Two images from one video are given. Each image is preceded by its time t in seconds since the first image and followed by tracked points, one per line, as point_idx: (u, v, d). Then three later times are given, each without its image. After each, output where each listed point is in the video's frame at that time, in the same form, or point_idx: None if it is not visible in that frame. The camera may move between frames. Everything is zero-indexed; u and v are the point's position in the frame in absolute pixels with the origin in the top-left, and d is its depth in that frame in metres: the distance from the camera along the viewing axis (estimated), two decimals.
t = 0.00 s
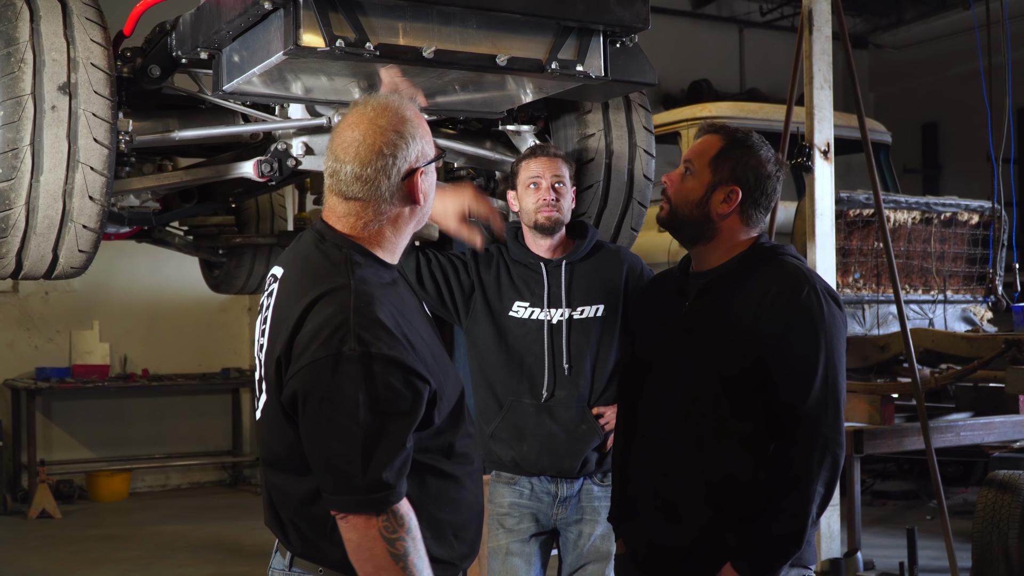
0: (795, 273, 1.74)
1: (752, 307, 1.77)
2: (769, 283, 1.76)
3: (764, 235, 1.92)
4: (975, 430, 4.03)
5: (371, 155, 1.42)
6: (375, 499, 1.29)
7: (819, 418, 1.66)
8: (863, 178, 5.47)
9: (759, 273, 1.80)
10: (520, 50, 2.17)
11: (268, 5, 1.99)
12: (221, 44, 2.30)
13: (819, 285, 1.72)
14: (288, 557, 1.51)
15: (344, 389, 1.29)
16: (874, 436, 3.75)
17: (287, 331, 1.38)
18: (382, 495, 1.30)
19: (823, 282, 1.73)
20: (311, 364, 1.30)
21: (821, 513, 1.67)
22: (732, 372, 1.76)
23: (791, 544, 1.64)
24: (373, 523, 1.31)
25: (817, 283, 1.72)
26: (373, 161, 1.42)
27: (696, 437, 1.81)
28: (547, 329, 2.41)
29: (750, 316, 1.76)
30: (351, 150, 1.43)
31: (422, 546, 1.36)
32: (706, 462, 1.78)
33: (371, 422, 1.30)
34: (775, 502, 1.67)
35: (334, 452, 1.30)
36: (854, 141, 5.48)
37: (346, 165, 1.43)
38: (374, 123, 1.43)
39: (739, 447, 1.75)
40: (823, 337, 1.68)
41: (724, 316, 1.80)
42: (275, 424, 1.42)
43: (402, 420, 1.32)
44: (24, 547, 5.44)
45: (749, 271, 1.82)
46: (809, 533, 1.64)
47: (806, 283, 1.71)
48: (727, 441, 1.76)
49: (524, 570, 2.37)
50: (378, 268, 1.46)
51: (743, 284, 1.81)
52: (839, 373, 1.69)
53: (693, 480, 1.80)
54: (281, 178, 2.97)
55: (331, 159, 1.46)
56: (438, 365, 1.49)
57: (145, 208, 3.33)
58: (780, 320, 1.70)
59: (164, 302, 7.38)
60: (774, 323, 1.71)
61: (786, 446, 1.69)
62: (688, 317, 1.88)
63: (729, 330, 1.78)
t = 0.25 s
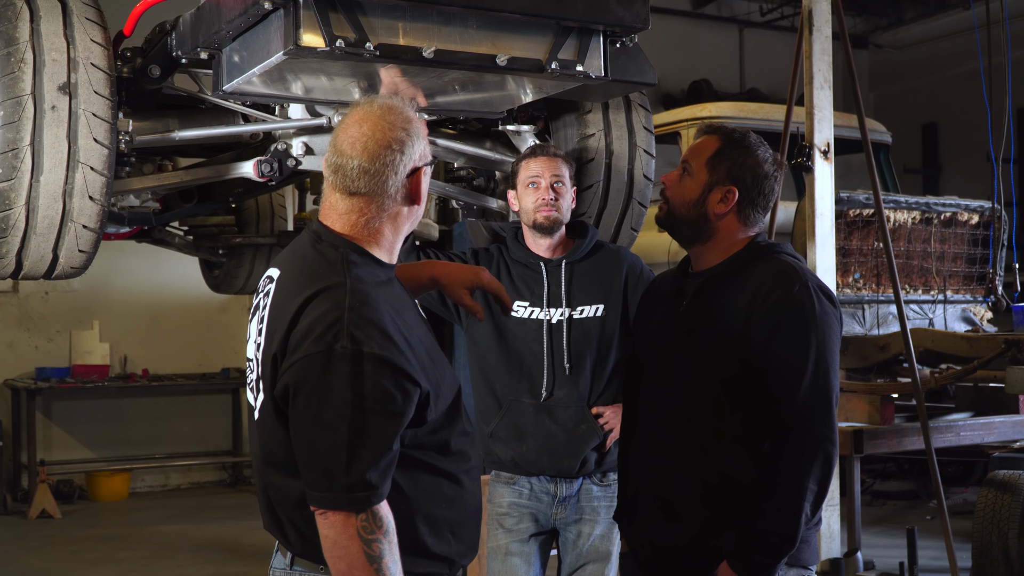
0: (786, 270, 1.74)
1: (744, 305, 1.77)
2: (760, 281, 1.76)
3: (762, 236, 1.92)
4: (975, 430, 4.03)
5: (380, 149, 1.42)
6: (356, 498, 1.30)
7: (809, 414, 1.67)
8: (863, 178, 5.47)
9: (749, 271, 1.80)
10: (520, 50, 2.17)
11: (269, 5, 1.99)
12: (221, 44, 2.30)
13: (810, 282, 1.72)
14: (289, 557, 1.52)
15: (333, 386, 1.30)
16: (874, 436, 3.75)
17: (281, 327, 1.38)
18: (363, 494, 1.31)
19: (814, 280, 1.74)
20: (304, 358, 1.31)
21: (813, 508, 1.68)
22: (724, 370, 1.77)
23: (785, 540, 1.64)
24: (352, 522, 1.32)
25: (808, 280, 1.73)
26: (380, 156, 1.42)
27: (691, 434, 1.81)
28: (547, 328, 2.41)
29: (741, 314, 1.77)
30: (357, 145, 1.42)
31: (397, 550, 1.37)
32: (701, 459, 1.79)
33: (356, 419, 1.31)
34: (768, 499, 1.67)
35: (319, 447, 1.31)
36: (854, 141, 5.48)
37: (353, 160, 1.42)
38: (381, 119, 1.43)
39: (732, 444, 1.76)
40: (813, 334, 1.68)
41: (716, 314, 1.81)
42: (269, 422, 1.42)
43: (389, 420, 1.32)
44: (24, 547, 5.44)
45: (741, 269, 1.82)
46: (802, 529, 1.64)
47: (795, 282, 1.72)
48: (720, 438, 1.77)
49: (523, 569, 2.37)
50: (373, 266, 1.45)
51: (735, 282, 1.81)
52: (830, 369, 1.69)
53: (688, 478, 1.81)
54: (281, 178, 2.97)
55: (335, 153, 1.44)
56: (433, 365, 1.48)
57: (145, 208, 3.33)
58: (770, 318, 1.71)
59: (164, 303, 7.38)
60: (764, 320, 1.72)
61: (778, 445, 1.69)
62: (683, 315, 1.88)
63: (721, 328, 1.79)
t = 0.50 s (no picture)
0: (781, 272, 1.74)
1: (740, 306, 1.77)
2: (756, 281, 1.76)
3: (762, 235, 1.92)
4: (975, 430, 4.03)
5: (382, 147, 1.42)
6: (367, 500, 1.31)
7: (803, 414, 1.65)
8: (863, 178, 5.47)
9: (747, 272, 1.80)
10: (520, 50, 2.17)
11: (269, 5, 1.99)
12: (221, 44, 2.30)
13: (804, 284, 1.71)
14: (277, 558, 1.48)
15: (340, 389, 1.30)
16: (874, 436, 3.75)
17: (284, 330, 1.37)
18: (373, 496, 1.31)
19: (810, 280, 1.73)
20: (309, 362, 1.30)
21: (809, 512, 1.65)
22: (721, 370, 1.77)
23: (777, 542, 1.63)
24: (362, 524, 1.32)
25: (803, 281, 1.72)
26: (383, 153, 1.42)
27: (689, 435, 1.81)
28: (548, 328, 2.41)
29: (738, 314, 1.77)
30: (359, 142, 1.42)
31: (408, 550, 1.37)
32: (699, 460, 1.79)
33: (364, 422, 1.31)
34: (762, 501, 1.66)
35: (328, 450, 1.30)
36: (854, 141, 5.48)
37: (355, 156, 1.41)
38: (384, 117, 1.43)
39: (729, 444, 1.75)
40: (807, 333, 1.67)
41: (714, 315, 1.81)
42: (265, 423, 1.41)
43: (396, 422, 1.32)
44: (24, 547, 5.44)
45: (740, 269, 1.82)
46: (795, 531, 1.63)
47: (791, 283, 1.71)
48: (717, 438, 1.77)
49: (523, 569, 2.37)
50: (371, 265, 1.45)
51: (733, 282, 1.81)
52: (825, 370, 1.67)
53: (687, 477, 1.81)
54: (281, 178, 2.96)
55: (338, 149, 1.43)
56: (431, 364, 1.49)
57: (145, 209, 3.33)
58: (765, 318, 1.71)
59: (164, 302, 7.38)
60: (759, 321, 1.71)
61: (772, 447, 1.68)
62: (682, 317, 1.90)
63: (718, 329, 1.79)
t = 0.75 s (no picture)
0: (776, 274, 1.74)
1: (735, 307, 1.76)
2: (750, 283, 1.76)
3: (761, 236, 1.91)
4: (975, 430, 4.03)
5: (384, 144, 1.38)
6: (402, 502, 1.30)
7: (790, 419, 1.65)
8: (863, 178, 5.48)
9: (742, 274, 1.80)
10: (520, 50, 2.17)
11: (269, 5, 1.99)
12: (221, 44, 2.30)
13: (796, 287, 1.70)
14: (248, 559, 1.48)
15: (368, 390, 1.29)
16: (874, 435, 3.75)
17: (298, 330, 1.32)
18: (406, 495, 1.30)
19: (802, 283, 1.72)
20: (333, 364, 1.28)
21: (796, 516, 1.64)
22: (712, 373, 1.77)
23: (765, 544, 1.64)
24: (396, 526, 1.30)
25: (795, 284, 1.71)
26: (385, 151, 1.39)
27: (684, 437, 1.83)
28: (548, 328, 2.41)
29: (731, 316, 1.77)
30: (360, 139, 1.38)
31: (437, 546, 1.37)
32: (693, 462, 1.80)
33: (393, 422, 1.30)
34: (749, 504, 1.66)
35: (357, 452, 1.28)
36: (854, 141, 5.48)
37: (357, 153, 1.38)
38: (385, 114, 1.40)
39: (722, 447, 1.76)
40: (797, 337, 1.67)
41: (709, 317, 1.81)
42: (268, 427, 1.35)
43: (421, 419, 1.34)
44: (24, 547, 5.44)
45: (736, 271, 1.82)
46: (780, 535, 1.63)
47: (781, 286, 1.71)
48: (710, 440, 1.77)
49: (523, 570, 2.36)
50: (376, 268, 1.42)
51: (731, 284, 1.80)
52: (815, 374, 1.66)
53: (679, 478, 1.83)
54: (281, 178, 2.96)
55: (338, 145, 1.39)
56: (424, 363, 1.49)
57: (145, 209, 3.33)
58: (755, 321, 1.71)
59: (164, 302, 7.38)
60: (750, 324, 1.72)
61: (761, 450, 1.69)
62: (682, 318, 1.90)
63: (712, 330, 1.79)
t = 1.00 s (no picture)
0: (765, 278, 1.74)
1: (725, 311, 1.77)
2: (739, 288, 1.77)
3: (760, 235, 1.91)
4: (975, 430, 4.03)
5: (350, 144, 1.36)
6: (371, 490, 1.26)
7: (775, 425, 1.65)
8: (863, 178, 5.48)
9: (732, 279, 1.80)
10: (520, 50, 2.17)
11: (269, 5, 1.98)
12: (221, 44, 2.30)
13: (783, 291, 1.70)
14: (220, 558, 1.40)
15: (331, 380, 1.25)
16: (874, 435, 3.75)
17: (261, 326, 1.28)
18: (374, 484, 1.26)
19: (790, 288, 1.72)
20: (297, 355, 1.25)
21: (781, 522, 1.64)
22: (701, 378, 1.79)
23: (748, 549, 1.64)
24: (362, 515, 1.26)
25: (783, 288, 1.71)
26: (351, 151, 1.36)
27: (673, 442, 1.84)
28: (547, 329, 2.41)
29: (719, 321, 1.78)
30: (325, 139, 1.35)
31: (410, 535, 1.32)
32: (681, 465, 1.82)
33: (360, 412, 1.27)
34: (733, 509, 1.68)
35: (324, 443, 1.25)
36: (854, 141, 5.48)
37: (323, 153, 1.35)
38: (351, 114, 1.37)
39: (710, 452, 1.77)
40: (783, 343, 1.67)
41: (701, 320, 1.82)
42: (235, 427, 1.31)
43: (387, 408, 1.30)
44: (24, 547, 5.44)
45: (727, 275, 1.82)
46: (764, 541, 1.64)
47: (769, 292, 1.71)
48: (699, 445, 1.79)
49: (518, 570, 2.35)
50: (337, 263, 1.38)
51: (722, 289, 1.81)
52: (801, 379, 1.66)
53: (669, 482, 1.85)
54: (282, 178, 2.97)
55: (302, 143, 1.36)
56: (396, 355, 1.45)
57: (145, 209, 3.33)
58: (741, 327, 1.72)
59: (164, 302, 7.38)
60: (737, 330, 1.72)
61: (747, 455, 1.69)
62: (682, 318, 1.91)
63: (701, 336, 1.80)
